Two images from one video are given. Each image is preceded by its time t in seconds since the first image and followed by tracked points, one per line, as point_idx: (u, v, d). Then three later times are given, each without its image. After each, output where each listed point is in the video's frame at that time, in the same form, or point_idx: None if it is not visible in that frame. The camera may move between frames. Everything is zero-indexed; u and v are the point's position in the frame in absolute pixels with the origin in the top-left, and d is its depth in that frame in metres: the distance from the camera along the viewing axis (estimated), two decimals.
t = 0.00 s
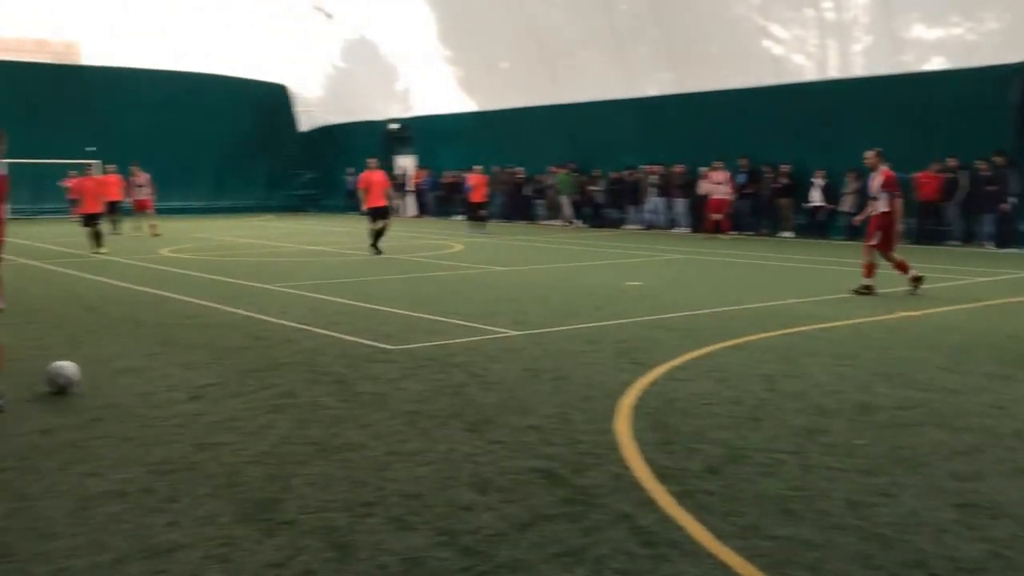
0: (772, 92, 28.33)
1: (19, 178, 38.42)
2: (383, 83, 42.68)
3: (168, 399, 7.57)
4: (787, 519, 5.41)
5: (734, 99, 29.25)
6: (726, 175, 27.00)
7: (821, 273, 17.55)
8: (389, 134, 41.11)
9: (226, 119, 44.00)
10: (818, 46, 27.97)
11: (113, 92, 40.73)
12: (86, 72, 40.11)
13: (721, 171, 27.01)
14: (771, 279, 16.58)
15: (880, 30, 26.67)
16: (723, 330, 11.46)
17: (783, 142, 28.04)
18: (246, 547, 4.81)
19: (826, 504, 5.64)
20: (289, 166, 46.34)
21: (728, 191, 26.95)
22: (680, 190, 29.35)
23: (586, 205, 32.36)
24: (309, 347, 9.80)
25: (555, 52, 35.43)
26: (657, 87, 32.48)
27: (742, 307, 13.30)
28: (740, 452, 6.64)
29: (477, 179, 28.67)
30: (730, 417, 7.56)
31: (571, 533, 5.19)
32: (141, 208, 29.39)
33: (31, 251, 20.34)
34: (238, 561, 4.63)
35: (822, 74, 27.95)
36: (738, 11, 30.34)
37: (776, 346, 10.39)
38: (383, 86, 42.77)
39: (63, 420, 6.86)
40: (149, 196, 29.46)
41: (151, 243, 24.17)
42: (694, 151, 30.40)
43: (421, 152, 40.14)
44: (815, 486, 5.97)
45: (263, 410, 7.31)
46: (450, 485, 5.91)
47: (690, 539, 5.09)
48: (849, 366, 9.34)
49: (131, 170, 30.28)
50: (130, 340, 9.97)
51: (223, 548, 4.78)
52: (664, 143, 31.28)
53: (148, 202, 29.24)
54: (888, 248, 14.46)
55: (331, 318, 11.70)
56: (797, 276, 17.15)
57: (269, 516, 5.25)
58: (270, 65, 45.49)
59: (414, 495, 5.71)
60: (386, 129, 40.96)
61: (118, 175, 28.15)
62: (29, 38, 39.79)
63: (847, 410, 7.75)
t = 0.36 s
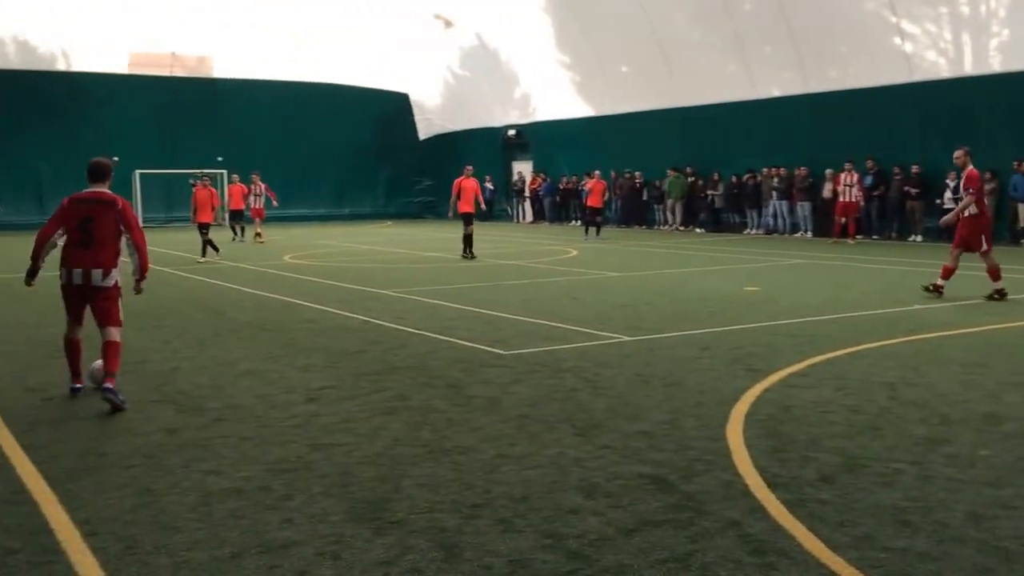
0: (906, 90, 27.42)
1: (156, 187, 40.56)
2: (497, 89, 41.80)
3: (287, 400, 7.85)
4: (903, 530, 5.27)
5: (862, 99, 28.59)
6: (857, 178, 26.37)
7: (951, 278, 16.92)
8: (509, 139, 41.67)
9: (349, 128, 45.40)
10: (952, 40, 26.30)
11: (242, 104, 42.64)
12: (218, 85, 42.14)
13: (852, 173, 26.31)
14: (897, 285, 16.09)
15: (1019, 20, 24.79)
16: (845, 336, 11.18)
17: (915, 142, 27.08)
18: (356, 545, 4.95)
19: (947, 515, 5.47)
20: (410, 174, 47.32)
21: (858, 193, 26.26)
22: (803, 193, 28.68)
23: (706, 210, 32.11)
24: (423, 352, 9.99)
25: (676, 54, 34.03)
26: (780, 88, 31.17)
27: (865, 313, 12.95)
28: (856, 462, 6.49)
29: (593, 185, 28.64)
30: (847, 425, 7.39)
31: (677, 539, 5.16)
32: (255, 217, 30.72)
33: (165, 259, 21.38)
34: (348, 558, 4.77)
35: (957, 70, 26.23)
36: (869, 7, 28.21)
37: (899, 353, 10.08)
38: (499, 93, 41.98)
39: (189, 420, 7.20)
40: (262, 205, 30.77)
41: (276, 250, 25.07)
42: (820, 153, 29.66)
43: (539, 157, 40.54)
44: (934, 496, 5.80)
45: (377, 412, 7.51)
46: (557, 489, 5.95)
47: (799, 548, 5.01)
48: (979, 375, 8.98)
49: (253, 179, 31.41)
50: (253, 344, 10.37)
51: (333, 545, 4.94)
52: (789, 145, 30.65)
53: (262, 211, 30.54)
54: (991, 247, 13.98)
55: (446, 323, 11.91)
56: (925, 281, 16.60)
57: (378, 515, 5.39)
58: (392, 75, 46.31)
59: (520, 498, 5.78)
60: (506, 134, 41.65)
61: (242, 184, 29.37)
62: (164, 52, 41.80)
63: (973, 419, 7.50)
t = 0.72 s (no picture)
0: (956, 93, 26.97)
1: (201, 192, 41.22)
2: (539, 95, 41.80)
3: (326, 403, 7.94)
4: (943, 539, 5.22)
5: (910, 102, 28.18)
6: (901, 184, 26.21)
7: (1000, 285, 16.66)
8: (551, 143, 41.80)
9: (392, 133, 45.81)
10: (1003, 43, 25.69)
11: (286, 110, 43.20)
12: (263, 92, 42.70)
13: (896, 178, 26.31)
14: (944, 291, 15.88)
15: None
16: (888, 343, 11.06)
17: (965, 146, 26.67)
18: (391, 548, 5.00)
19: (988, 525, 5.40)
20: (453, 178, 47.64)
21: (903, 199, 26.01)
22: (848, 199, 28.49)
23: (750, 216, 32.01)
24: (462, 356, 10.06)
25: (720, 58, 33.72)
26: (826, 92, 30.83)
27: (910, 319, 12.80)
28: (896, 470, 6.43)
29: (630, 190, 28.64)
30: (888, 433, 7.32)
31: (712, 546, 5.15)
32: (290, 219, 30.95)
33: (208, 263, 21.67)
34: (383, 560, 4.83)
35: (1008, 73, 25.72)
36: (918, 9, 27.50)
37: (943, 360, 9.96)
38: (540, 98, 41.94)
39: (229, 422, 7.32)
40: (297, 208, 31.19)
41: (319, 254, 25.34)
42: (867, 158, 29.34)
43: (580, 162, 40.66)
44: (975, 505, 5.74)
45: (414, 416, 7.58)
46: (592, 494, 5.97)
47: (836, 556, 4.97)
48: None
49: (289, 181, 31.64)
50: (294, 346, 10.50)
51: (369, 548, 4.99)
52: (835, 149, 30.37)
53: (298, 214, 30.97)
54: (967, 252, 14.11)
55: (485, 328, 11.96)
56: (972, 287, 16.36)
57: (414, 519, 5.44)
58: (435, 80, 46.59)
59: (555, 502, 5.80)
60: (547, 138, 42.08)
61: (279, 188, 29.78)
62: (211, 58, 42.08)
63: (1018, 428, 7.39)
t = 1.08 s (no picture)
0: (952, 100, 27.05)
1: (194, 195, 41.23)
2: (534, 100, 41.84)
3: (318, 408, 7.91)
4: (936, 547, 5.20)
5: (907, 109, 28.21)
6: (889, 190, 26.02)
7: (993, 292, 16.69)
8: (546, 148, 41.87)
9: (387, 138, 45.89)
10: (998, 51, 25.73)
11: (280, 113, 43.27)
12: (258, 96, 42.73)
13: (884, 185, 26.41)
14: (938, 298, 15.90)
15: None
16: (883, 350, 11.06)
17: (961, 153, 26.71)
18: (382, 553, 4.98)
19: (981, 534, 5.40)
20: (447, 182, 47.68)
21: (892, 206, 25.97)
22: (842, 206, 28.51)
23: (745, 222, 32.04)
24: (456, 361, 10.04)
25: (717, 64, 33.71)
26: (822, 98, 30.85)
27: (904, 326, 12.81)
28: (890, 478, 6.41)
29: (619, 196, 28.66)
30: (882, 441, 7.31)
31: (705, 554, 5.13)
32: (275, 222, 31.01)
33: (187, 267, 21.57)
34: (374, 566, 4.80)
35: (1004, 81, 25.78)
36: (914, 16, 27.53)
37: (937, 368, 9.96)
38: (535, 103, 41.97)
39: (220, 426, 7.28)
40: (282, 211, 31.12)
41: (312, 258, 25.31)
42: (862, 164, 29.40)
43: (575, 166, 40.72)
44: (968, 514, 5.73)
45: (407, 421, 7.56)
46: (585, 500, 5.94)
47: (828, 564, 4.96)
48: (1020, 392, 8.83)
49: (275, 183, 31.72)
50: (286, 350, 10.46)
51: (360, 553, 4.97)
52: (832, 156, 30.42)
53: (284, 216, 31.05)
54: (909, 263, 14.53)
55: (478, 332, 11.94)
56: (966, 294, 16.39)
57: (405, 524, 5.41)
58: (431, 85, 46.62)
59: (548, 509, 5.78)
60: (542, 143, 42.27)
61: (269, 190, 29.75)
62: (206, 59, 41.95)
63: (1012, 436, 7.39)
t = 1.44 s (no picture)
0: (944, 103, 27.17)
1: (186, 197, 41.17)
2: (527, 102, 41.80)
3: (309, 411, 7.89)
4: (928, 550, 5.21)
5: (899, 111, 28.29)
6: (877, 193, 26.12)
7: (985, 294, 16.76)
8: (539, 149, 41.93)
9: (380, 140, 45.85)
10: (991, 53, 25.81)
11: (273, 115, 43.21)
12: (251, 97, 42.69)
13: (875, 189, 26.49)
14: (930, 301, 15.95)
15: None
16: (875, 353, 11.09)
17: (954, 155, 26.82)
18: (373, 556, 4.97)
19: (972, 537, 5.41)
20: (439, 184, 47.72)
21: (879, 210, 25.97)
22: (835, 208, 28.53)
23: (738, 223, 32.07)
24: (448, 364, 10.02)
25: (710, 66, 33.66)
26: (815, 101, 30.90)
27: (896, 329, 12.86)
28: (881, 481, 6.42)
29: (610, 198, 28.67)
30: (874, 444, 7.32)
31: (697, 556, 5.13)
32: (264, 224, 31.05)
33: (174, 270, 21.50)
34: (365, 568, 4.80)
35: (996, 82, 25.91)
36: (906, 19, 27.51)
37: (928, 371, 9.99)
38: (528, 104, 41.94)
39: (210, 429, 7.26)
40: (271, 213, 31.09)
41: (304, 260, 25.27)
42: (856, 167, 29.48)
43: (568, 168, 40.72)
44: (959, 517, 5.74)
45: (398, 425, 7.54)
46: (577, 504, 5.93)
47: (820, 567, 4.96)
48: (1013, 395, 8.85)
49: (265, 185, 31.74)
50: (278, 353, 10.44)
51: (350, 556, 4.96)
52: (824, 158, 30.49)
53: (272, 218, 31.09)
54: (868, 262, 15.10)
55: (471, 336, 11.93)
56: (958, 297, 16.44)
57: (395, 527, 5.40)
58: (424, 86, 46.57)
59: (539, 512, 5.77)
60: (535, 145, 42.25)
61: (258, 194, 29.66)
62: (197, 61, 42.02)
63: (1003, 439, 7.41)
